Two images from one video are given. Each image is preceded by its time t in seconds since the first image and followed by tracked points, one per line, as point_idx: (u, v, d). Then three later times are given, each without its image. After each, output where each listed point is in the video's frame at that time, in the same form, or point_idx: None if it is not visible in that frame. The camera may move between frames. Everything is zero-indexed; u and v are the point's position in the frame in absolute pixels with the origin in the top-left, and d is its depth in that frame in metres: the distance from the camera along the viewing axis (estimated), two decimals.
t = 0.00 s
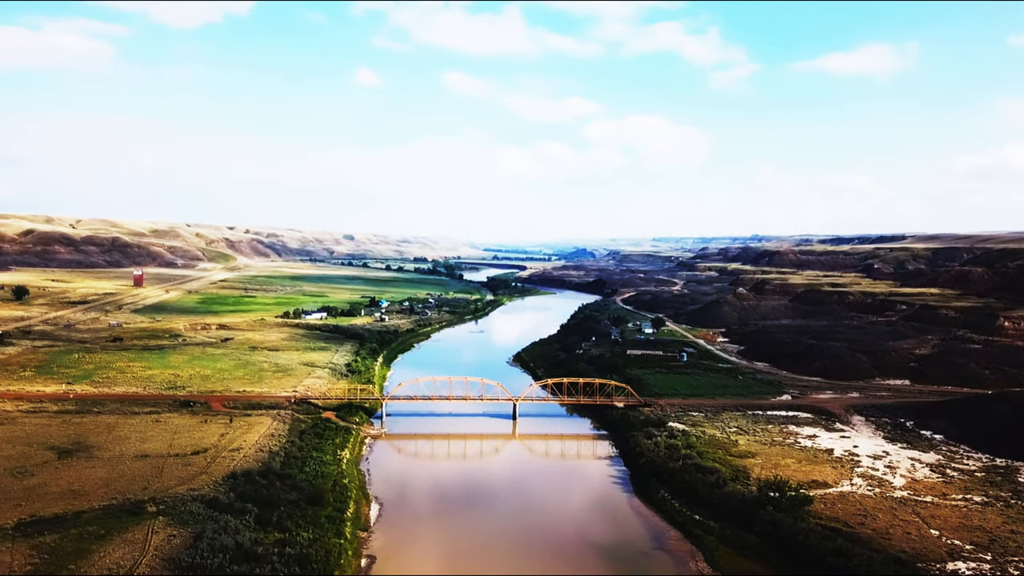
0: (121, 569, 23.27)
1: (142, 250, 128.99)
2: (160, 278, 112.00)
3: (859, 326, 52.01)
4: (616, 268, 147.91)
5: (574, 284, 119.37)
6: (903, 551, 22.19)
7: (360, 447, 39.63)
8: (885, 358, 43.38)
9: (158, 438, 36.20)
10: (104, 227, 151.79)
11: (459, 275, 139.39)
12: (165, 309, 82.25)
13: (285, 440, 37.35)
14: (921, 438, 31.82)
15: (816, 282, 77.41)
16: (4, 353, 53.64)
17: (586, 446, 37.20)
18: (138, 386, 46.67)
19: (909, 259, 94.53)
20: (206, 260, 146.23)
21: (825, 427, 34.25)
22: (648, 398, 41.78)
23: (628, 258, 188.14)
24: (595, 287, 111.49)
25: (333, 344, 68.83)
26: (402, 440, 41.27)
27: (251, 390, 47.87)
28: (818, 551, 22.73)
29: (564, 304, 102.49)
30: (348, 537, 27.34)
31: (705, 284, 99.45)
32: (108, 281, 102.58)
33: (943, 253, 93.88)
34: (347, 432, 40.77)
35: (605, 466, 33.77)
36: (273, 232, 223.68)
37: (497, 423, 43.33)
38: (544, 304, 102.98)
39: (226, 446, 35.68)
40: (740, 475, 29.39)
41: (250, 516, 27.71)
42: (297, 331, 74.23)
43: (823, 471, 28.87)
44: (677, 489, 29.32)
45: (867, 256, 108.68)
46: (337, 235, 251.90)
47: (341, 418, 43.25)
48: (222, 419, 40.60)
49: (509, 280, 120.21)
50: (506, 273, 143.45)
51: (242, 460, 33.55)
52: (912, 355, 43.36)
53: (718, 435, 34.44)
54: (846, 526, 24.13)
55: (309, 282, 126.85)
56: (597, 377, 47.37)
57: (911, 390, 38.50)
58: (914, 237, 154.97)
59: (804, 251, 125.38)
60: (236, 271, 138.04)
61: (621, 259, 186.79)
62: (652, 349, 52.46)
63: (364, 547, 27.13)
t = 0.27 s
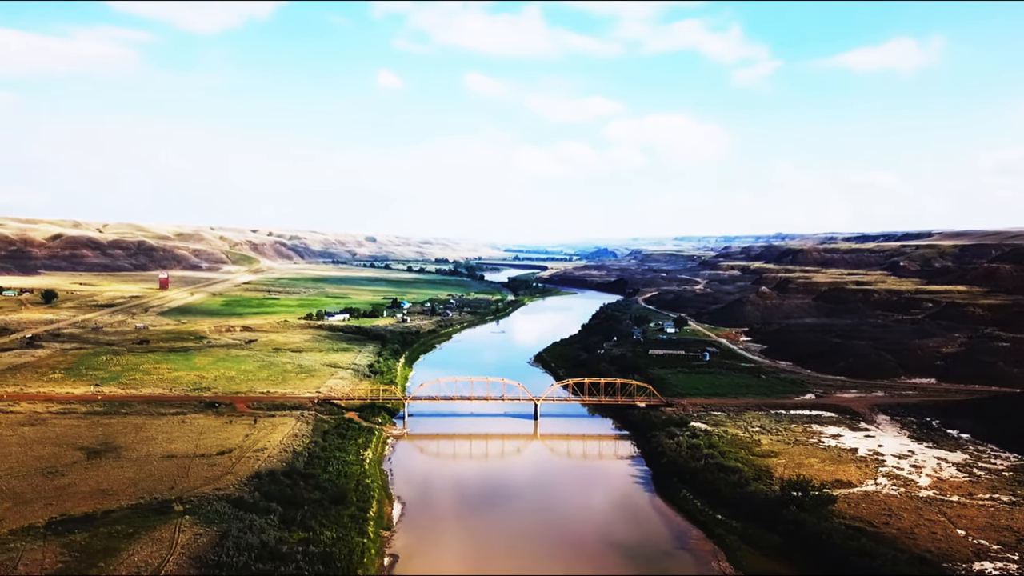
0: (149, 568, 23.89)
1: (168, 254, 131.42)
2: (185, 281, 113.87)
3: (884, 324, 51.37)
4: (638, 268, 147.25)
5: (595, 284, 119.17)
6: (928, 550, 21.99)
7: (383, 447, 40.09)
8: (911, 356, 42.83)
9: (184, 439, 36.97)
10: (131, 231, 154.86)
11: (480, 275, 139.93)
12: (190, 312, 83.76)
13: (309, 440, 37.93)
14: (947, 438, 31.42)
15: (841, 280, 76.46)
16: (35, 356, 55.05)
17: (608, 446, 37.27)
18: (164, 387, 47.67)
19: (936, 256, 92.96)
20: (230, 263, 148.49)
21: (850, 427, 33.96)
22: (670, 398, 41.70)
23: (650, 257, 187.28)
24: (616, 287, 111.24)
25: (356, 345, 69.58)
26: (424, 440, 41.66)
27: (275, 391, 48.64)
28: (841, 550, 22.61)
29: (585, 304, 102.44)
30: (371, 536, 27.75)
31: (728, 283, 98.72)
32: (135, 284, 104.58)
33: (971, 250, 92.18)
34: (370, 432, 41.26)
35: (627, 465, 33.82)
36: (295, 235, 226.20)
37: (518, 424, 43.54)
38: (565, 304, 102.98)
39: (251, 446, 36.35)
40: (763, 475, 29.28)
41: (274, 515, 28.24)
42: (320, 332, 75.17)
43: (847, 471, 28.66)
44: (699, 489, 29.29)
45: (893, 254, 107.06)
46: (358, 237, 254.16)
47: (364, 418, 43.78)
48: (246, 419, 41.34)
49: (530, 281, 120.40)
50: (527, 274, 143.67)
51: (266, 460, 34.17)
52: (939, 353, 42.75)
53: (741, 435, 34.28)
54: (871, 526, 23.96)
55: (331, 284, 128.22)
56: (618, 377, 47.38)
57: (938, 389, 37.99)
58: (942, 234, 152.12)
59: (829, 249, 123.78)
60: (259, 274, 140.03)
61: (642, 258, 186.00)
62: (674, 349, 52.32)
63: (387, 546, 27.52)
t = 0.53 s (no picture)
0: (167, 566, 24.28)
1: (183, 256, 132.87)
2: (199, 283, 114.99)
3: (899, 320, 50.96)
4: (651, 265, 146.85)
5: (608, 282, 119.00)
6: (942, 546, 21.87)
7: (396, 446, 40.35)
8: (926, 352, 42.48)
9: (199, 439, 37.43)
10: (146, 233, 156.66)
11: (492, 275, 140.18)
12: (205, 313, 84.66)
13: (323, 439, 38.27)
14: (963, 434, 31.18)
15: (855, 276, 75.87)
16: (53, 358, 55.91)
17: (621, 444, 37.32)
18: (180, 388, 48.27)
19: (952, 251, 91.95)
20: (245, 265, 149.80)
21: (864, 423, 33.76)
22: (683, 395, 41.65)
23: (663, 254, 186.61)
24: (629, 285, 111.06)
25: (369, 345, 70.01)
26: (438, 439, 41.88)
27: (289, 391, 49.09)
28: (855, 546, 22.52)
29: (598, 303, 102.37)
30: (384, 533, 27.99)
31: (741, 280, 98.26)
32: (151, 287, 105.84)
33: (988, 244, 91.10)
34: (383, 431, 41.54)
35: (640, 463, 33.85)
36: (308, 236, 227.54)
37: (531, 422, 43.66)
38: (578, 302, 102.94)
39: (266, 446, 36.75)
40: (776, 471, 29.20)
41: (289, 514, 28.56)
42: (334, 332, 75.70)
43: (861, 467, 28.51)
44: (712, 486, 29.27)
45: (909, 249, 106.01)
46: (371, 237, 255.44)
47: (378, 418, 44.07)
48: (261, 419, 41.78)
49: (543, 280, 120.44)
50: (540, 273, 143.71)
51: (281, 460, 34.54)
52: (955, 349, 42.36)
53: (754, 431, 34.20)
54: (884, 522, 23.85)
55: (344, 284, 128.99)
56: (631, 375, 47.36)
57: (954, 385, 37.67)
58: (960, 228, 150.31)
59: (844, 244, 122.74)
60: (273, 275, 141.16)
61: (656, 256, 185.41)
62: (687, 346, 52.20)
63: (401, 544, 27.76)
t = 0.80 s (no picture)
0: (176, 564, 24.48)
1: (189, 257, 133.56)
2: (207, 283, 115.60)
3: (906, 313, 50.74)
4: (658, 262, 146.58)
5: (614, 278, 118.88)
6: (949, 539, 21.82)
7: (403, 444, 40.50)
8: (933, 345, 42.30)
9: (208, 439, 37.66)
10: (153, 235, 157.55)
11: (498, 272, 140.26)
12: (213, 314, 85.06)
13: (330, 438, 38.42)
14: (970, 427, 31.06)
15: (862, 270, 75.58)
16: (62, 359, 56.34)
17: (627, 440, 37.32)
18: (188, 389, 48.56)
19: (960, 244, 91.45)
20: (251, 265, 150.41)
21: (871, 417, 33.66)
22: (689, 391, 41.62)
23: (669, 250, 186.25)
24: (635, 282, 110.94)
25: (376, 343, 70.18)
26: (444, 436, 42.01)
27: (296, 390, 49.30)
28: (861, 539, 22.47)
29: (604, 299, 102.29)
30: (392, 531, 28.12)
31: (748, 275, 98.03)
32: (158, 288, 106.42)
33: (996, 237, 90.57)
34: (390, 429, 41.66)
35: (647, 459, 33.85)
36: (315, 235, 228.20)
37: (538, 419, 43.71)
38: (584, 299, 102.92)
39: (274, 445, 36.94)
40: (782, 466, 29.16)
41: (297, 512, 28.71)
42: (340, 332, 75.92)
43: (867, 461, 28.45)
44: (719, 481, 29.25)
45: (916, 242, 105.46)
46: (377, 236, 255.99)
47: (385, 416, 44.21)
48: (269, 419, 41.98)
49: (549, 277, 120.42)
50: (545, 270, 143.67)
51: (288, 459, 34.72)
52: (962, 342, 42.17)
53: (760, 426, 34.14)
54: (890, 515, 23.80)
55: (350, 283, 129.30)
56: (637, 371, 47.32)
57: (961, 378, 37.49)
58: (968, 220, 149.39)
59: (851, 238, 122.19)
60: (280, 275, 141.66)
61: (662, 252, 185.06)
62: (693, 342, 52.11)
63: (408, 542, 27.90)
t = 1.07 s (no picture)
0: (185, 561, 24.66)
1: (196, 257, 134.13)
2: (213, 283, 116.09)
3: (913, 306, 50.49)
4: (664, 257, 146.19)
5: (620, 274, 118.66)
6: (955, 531, 21.75)
7: (410, 440, 40.61)
8: (940, 337, 42.08)
9: (215, 437, 37.85)
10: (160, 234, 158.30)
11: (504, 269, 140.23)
12: (220, 313, 85.39)
13: (337, 435, 38.56)
14: (977, 418, 30.90)
15: (868, 262, 75.20)
16: (70, 360, 56.71)
17: (633, 435, 37.31)
18: (196, 387, 48.81)
19: (967, 236, 90.83)
20: (258, 264, 150.92)
21: (877, 409, 33.53)
22: (695, 385, 41.57)
23: (676, 245, 185.67)
24: (640, 277, 110.72)
25: (382, 341, 70.33)
26: (451, 433, 42.10)
27: (303, 388, 49.46)
28: (867, 531, 22.41)
29: (610, 295, 102.16)
30: (399, 527, 28.24)
31: (754, 269, 97.64)
32: (165, 287, 106.95)
33: (1004, 228, 89.93)
34: (397, 426, 41.77)
35: (652, 453, 33.84)
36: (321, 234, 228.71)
37: (544, 414, 43.74)
38: (590, 295, 102.80)
39: (281, 442, 37.11)
40: (788, 459, 29.10)
41: (304, 509, 28.84)
42: (346, 330, 76.10)
43: (873, 453, 28.35)
44: (724, 475, 29.22)
45: (923, 234, 104.82)
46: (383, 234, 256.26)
47: (391, 413, 44.33)
48: (276, 417, 42.16)
49: (554, 273, 120.30)
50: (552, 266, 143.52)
51: (296, 456, 34.89)
52: (969, 333, 41.94)
53: (766, 420, 34.08)
54: (896, 507, 23.73)
55: (356, 281, 129.59)
56: (643, 366, 47.28)
57: (968, 370, 37.29)
58: (976, 212, 148.35)
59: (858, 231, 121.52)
60: (286, 273, 142.08)
61: (668, 247, 184.48)
62: (699, 337, 52.00)
63: (415, 537, 28.01)
